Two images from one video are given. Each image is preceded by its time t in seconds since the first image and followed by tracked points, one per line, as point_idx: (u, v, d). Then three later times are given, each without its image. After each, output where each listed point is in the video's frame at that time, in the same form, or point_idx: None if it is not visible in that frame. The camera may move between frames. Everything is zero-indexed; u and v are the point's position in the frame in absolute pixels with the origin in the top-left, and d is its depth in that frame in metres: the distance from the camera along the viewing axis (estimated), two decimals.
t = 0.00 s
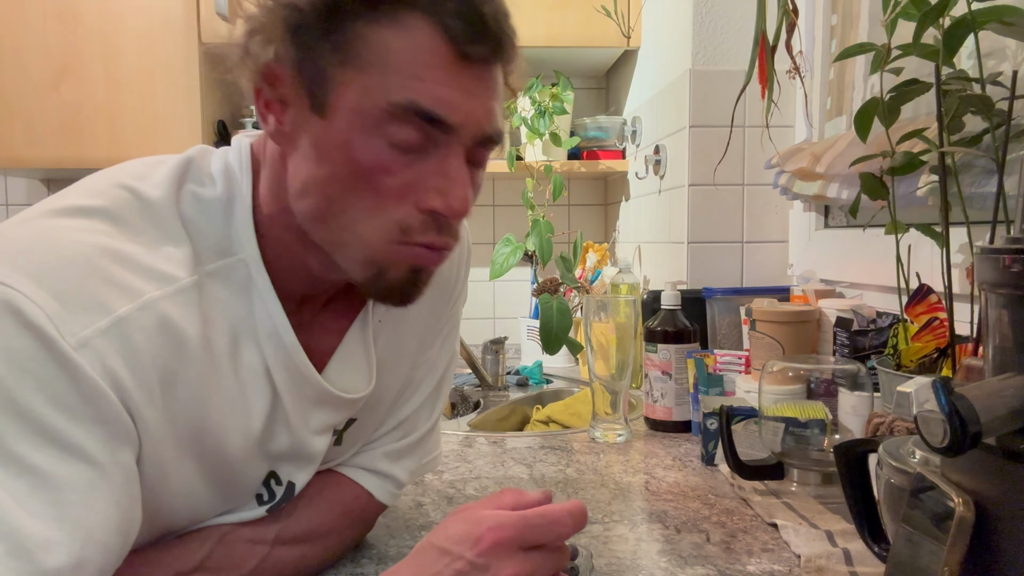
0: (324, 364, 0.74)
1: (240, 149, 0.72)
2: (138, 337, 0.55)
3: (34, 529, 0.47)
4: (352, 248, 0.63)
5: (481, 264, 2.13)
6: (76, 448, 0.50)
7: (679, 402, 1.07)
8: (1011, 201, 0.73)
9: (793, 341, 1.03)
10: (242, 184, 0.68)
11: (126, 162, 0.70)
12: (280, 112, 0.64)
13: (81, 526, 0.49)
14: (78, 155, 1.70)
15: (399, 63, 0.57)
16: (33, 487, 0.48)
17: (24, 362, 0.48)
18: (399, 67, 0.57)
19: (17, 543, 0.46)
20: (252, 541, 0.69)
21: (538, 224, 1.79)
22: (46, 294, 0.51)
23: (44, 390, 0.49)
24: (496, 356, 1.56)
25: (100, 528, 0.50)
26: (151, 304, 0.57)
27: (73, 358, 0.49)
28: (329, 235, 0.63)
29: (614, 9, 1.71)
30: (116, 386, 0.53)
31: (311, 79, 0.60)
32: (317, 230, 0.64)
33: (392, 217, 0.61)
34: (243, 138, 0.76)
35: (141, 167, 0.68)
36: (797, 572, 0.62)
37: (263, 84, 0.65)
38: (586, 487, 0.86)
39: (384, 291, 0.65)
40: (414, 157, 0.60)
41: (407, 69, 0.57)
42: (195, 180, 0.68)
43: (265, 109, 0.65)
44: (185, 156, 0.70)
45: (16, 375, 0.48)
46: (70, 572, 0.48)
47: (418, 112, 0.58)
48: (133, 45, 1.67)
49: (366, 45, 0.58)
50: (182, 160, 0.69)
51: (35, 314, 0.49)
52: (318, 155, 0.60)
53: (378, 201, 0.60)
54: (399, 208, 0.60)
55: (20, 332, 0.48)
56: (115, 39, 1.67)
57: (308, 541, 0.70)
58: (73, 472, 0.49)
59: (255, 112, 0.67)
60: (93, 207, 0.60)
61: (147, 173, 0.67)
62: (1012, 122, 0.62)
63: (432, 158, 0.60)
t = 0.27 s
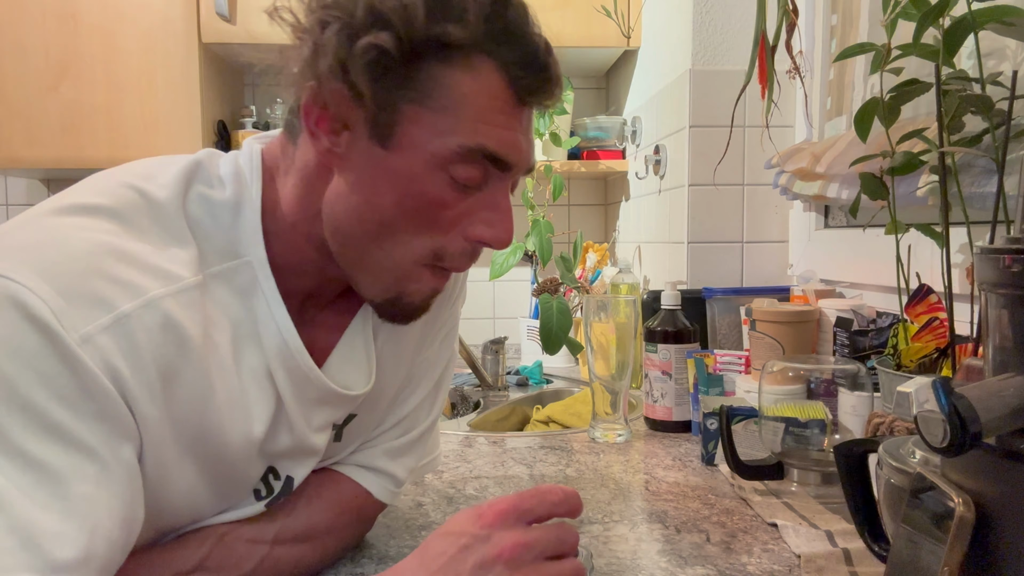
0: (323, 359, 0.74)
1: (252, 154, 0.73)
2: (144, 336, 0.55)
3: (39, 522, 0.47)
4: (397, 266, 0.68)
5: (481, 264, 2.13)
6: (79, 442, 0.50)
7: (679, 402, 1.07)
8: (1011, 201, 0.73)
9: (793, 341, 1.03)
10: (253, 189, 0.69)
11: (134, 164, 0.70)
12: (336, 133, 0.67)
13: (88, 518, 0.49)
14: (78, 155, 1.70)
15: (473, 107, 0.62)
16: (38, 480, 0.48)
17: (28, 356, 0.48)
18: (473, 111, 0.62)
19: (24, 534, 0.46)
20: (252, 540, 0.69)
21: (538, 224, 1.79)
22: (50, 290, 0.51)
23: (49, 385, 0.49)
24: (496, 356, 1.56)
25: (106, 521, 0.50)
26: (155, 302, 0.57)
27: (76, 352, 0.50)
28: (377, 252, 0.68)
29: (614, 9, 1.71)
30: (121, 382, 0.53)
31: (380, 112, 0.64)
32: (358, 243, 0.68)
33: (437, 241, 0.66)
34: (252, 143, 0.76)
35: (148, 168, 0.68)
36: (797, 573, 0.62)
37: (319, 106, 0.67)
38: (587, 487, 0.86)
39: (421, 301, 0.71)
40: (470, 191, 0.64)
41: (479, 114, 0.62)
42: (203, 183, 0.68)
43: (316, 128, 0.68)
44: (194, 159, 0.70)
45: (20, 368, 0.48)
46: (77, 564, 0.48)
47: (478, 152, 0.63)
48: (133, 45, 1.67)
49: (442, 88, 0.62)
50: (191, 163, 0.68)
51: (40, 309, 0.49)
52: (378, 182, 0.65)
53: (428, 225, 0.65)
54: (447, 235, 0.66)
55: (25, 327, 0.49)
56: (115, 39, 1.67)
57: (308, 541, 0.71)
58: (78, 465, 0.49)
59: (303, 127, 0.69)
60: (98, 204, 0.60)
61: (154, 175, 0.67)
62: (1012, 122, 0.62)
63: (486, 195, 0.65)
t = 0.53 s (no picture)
0: (321, 355, 0.75)
1: (256, 156, 0.72)
2: (155, 328, 0.55)
3: (83, 501, 0.47)
4: (408, 267, 0.68)
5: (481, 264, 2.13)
6: (104, 428, 0.50)
7: (679, 402, 1.07)
8: (1011, 201, 0.73)
9: (793, 341, 1.03)
10: (257, 192, 0.69)
11: (134, 164, 0.69)
12: (356, 136, 0.66)
13: (125, 496, 0.49)
14: (78, 155, 1.70)
15: (494, 121, 0.63)
16: (73, 462, 0.47)
17: (47, 344, 0.48)
18: (495, 125, 0.63)
19: (70, 513, 0.46)
20: (251, 541, 0.69)
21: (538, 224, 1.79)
22: (65, 282, 0.51)
23: (72, 373, 0.49)
24: (496, 356, 1.56)
25: (141, 501, 0.50)
26: (164, 295, 0.57)
27: (95, 340, 0.50)
28: (388, 253, 0.68)
29: (614, 9, 1.71)
30: (136, 371, 0.53)
31: (404, 119, 0.64)
32: (371, 245, 0.68)
33: (453, 248, 0.67)
34: (255, 144, 0.76)
35: (150, 168, 0.68)
36: (797, 573, 0.62)
37: (342, 106, 0.66)
38: (587, 487, 0.86)
39: (425, 301, 0.72)
40: (488, 200, 0.65)
41: (500, 128, 0.63)
42: (206, 183, 0.68)
43: (337, 129, 0.67)
44: (196, 160, 0.69)
45: (42, 354, 0.48)
46: (122, 541, 0.48)
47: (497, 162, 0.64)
48: (132, 45, 1.67)
49: (466, 99, 0.63)
50: (193, 163, 0.68)
51: (56, 299, 0.49)
52: (397, 186, 0.65)
53: (444, 231, 0.66)
54: (463, 241, 0.67)
55: (42, 316, 0.49)
56: (115, 39, 1.67)
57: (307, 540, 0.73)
58: (107, 449, 0.49)
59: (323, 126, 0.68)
60: (100, 204, 0.59)
61: (155, 174, 0.67)
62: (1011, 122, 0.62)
63: (502, 204, 0.67)
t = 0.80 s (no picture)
0: (321, 353, 0.75)
1: (255, 156, 0.73)
2: (157, 327, 0.55)
3: (91, 497, 0.47)
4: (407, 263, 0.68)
5: (481, 264, 2.13)
6: (110, 424, 0.49)
7: (679, 402, 1.07)
8: (1011, 201, 0.73)
9: (793, 341, 1.03)
10: (257, 192, 0.69)
11: (136, 165, 0.69)
12: (356, 133, 0.66)
13: (132, 493, 0.49)
14: (78, 155, 1.70)
15: (493, 118, 0.63)
16: (78, 460, 0.47)
17: (52, 341, 0.48)
18: (495, 121, 0.63)
19: (80, 509, 0.46)
20: (252, 540, 0.69)
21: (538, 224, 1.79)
22: (70, 281, 0.51)
23: (79, 371, 0.49)
24: (496, 356, 1.56)
25: (145, 500, 0.50)
26: (166, 294, 0.57)
27: (101, 337, 0.50)
28: (387, 249, 0.68)
29: (614, 9, 1.71)
30: (139, 369, 0.53)
31: (405, 116, 0.64)
32: (370, 242, 0.68)
33: (452, 244, 0.67)
34: (255, 145, 0.76)
35: (152, 168, 0.68)
36: (797, 572, 0.62)
37: (343, 103, 0.66)
38: (587, 487, 0.86)
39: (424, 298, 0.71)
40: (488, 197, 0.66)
41: (500, 124, 0.63)
42: (208, 184, 0.67)
43: (338, 126, 0.67)
44: (197, 161, 0.69)
45: (47, 351, 0.48)
46: (129, 538, 0.48)
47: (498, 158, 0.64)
48: (132, 45, 1.67)
49: (466, 97, 0.63)
50: (194, 163, 0.68)
51: (60, 298, 0.49)
52: (396, 182, 0.65)
53: (444, 228, 0.66)
54: (462, 237, 0.67)
55: (46, 314, 0.49)
56: (115, 39, 1.67)
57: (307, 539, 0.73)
58: (114, 446, 0.50)
59: (323, 123, 0.68)
60: (102, 205, 0.59)
61: (156, 175, 0.66)
62: (1012, 122, 0.62)
63: (501, 200, 0.66)
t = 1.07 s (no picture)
0: (322, 353, 0.75)
1: (256, 156, 0.73)
2: (158, 327, 0.55)
3: (88, 499, 0.47)
4: (408, 263, 0.68)
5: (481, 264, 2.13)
6: (109, 425, 0.49)
7: (679, 402, 1.07)
8: (1011, 202, 0.73)
9: (793, 341, 1.03)
10: (258, 190, 0.69)
11: (137, 165, 0.69)
12: (359, 131, 0.66)
13: (129, 495, 0.49)
14: (78, 155, 1.70)
15: (495, 117, 0.63)
16: (76, 461, 0.47)
17: (52, 342, 0.48)
18: (497, 120, 0.63)
19: (76, 511, 0.46)
20: (252, 540, 0.69)
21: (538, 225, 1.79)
22: (70, 281, 0.51)
23: (78, 371, 0.49)
24: (496, 356, 1.55)
25: (143, 500, 0.50)
26: (167, 294, 0.57)
27: (101, 337, 0.50)
28: (388, 248, 0.68)
29: (614, 9, 1.71)
30: (140, 370, 0.53)
31: (408, 115, 0.64)
32: (371, 241, 0.68)
33: (453, 243, 0.67)
34: (257, 145, 0.76)
35: (153, 168, 0.67)
36: (797, 573, 0.62)
37: (346, 101, 0.66)
38: (587, 487, 0.86)
39: (425, 298, 0.71)
40: (490, 196, 0.66)
41: (502, 123, 0.63)
42: (209, 184, 0.67)
43: (341, 124, 0.67)
44: (198, 161, 0.69)
45: (47, 352, 0.48)
46: (124, 540, 0.48)
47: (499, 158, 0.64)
48: (132, 44, 1.67)
49: (469, 96, 0.63)
50: (196, 163, 0.68)
51: (60, 298, 0.49)
52: (398, 181, 0.65)
53: (445, 227, 0.66)
54: (464, 237, 0.67)
55: (47, 314, 0.49)
56: (115, 39, 1.67)
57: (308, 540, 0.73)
58: (112, 447, 0.50)
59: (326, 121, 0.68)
60: (103, 204, 0.60)
61: (157, 175, 0.66)
62: (1012, 122, 0.62)
63: (502, 199, 0.66)
